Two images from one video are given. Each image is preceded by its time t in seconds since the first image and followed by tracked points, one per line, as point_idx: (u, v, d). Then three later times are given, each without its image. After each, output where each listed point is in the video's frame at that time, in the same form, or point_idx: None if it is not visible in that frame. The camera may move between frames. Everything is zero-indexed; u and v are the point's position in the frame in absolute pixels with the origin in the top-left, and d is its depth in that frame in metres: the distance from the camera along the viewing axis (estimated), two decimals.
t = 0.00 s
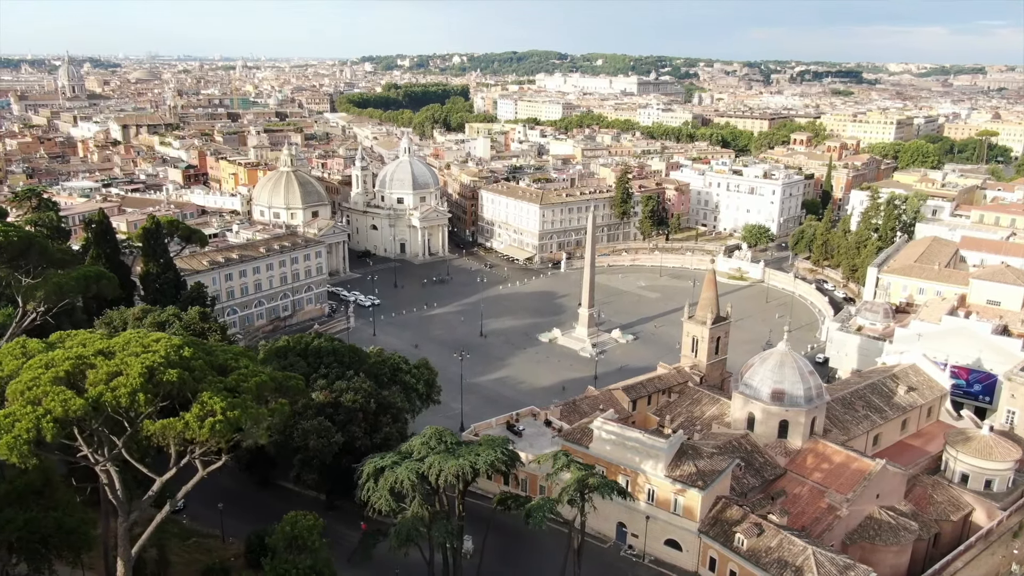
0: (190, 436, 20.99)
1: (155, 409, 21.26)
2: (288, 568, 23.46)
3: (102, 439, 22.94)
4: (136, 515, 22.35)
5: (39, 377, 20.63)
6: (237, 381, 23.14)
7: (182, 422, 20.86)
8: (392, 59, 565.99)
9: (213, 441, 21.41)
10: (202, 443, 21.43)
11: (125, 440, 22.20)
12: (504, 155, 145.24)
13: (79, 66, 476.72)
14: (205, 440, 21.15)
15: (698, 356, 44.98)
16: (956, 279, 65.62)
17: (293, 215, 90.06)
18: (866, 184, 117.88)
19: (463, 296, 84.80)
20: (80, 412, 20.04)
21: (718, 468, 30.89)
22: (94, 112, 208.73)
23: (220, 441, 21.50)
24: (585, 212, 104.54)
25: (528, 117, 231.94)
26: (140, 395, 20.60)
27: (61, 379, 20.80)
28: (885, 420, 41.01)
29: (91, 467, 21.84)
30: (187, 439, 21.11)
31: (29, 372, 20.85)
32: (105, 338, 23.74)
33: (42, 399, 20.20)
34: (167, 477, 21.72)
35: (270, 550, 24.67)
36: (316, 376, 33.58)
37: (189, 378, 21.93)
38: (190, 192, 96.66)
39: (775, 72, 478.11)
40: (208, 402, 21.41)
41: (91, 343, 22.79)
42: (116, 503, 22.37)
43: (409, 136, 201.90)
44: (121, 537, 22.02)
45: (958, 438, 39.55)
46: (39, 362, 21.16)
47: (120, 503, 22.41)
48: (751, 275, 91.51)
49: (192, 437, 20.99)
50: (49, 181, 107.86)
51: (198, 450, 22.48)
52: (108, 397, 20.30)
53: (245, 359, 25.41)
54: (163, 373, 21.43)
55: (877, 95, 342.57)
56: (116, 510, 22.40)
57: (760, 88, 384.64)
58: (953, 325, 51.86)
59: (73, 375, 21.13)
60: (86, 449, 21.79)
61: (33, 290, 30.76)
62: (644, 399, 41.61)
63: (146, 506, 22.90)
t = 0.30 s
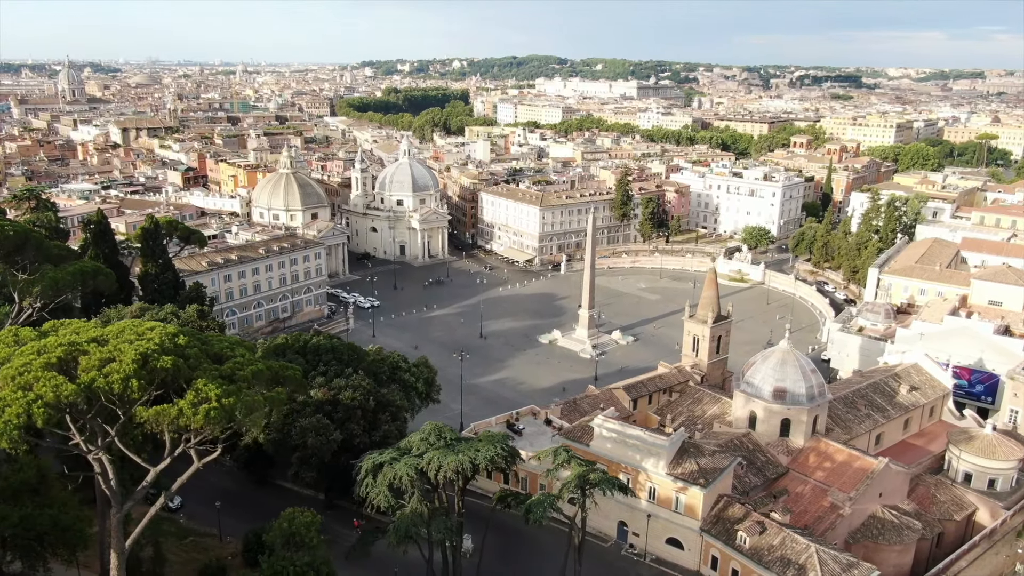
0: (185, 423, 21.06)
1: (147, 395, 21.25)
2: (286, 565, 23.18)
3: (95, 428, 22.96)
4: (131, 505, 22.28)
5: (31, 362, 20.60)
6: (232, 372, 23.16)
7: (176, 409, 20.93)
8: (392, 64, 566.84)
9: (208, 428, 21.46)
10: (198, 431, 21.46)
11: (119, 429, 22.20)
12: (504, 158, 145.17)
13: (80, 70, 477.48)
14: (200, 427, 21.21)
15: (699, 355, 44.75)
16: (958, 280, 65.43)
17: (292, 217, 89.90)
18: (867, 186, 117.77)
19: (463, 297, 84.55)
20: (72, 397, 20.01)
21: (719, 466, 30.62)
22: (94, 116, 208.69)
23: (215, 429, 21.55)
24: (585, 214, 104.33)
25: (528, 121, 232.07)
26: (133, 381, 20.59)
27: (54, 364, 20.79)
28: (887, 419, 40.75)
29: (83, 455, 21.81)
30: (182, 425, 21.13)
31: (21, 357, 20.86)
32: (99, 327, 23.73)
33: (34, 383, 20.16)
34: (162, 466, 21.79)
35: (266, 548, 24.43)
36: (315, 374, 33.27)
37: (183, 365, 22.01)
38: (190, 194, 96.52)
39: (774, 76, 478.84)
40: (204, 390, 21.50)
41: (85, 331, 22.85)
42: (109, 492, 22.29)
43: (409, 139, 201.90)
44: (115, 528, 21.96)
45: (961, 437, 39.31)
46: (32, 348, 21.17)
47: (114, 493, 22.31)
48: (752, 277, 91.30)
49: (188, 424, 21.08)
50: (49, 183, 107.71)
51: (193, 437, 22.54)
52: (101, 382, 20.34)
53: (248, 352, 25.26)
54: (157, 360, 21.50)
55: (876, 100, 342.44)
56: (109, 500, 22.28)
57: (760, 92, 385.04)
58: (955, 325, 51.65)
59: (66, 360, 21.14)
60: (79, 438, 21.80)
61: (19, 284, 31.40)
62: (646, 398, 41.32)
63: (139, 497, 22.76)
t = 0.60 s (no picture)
0: (180, 410, 21.07)
1: (141, 381, 21.25)
2: (283, 562, 22.94)
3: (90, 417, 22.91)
4: (124, 495, 22.17)
5: (23, 347, 20.60)
6: (227, 362, 23.20)
7: (171, 396, 20.92)
8: (392, 69, 568.25)
9: (203, 416, 21.46)
10: (192, 418, 21.45)
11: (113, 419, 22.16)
12: (505, 161, 145.12)
13: (81, 74, 478.85)
14: (195, 415, 21.21)
15: (700, 355, 44.52)
16: (960, 281, 65.22)
17: (292, 218, 89.73)
18: (867, 189, 117.62)
19: (463, 299, 84.35)
20: (64, 382, 20.00)
21: (721, 464, 30.37)
22: (94, 119, 208.75)
23: (210, 416, 21.55)
24: (585, 217, 104.18)
25: (528, 124, 232.20)
26: (127, 367, 20.57)
27: (46, 350, 20.78)
28: (890, 419, 40.48)
29: (75, 443, 21.75)
30: (175, 412, 21.12)
31: (14, 343, 20.84)
32: (93, 315, 23.71)
33: (25, 368, 20.11)
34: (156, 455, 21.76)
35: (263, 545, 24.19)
36: (314, 371, 33.05)
37: (177, 353, 22.01)
38: (189, 196, 96.39)
39: (774, 81, 479.20)
40: (199, 376, 21.54)
41: (78, 318, 22.83)
42: (103, 482, 22.18)
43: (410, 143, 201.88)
44: (108, 518, 21.85)
45: (965, 436, 39.04)
46: (24, 334, 21.15)
47: (107, 483, 22.24)
48: (753, 279, 91.10)
49: (182, 410, 21.08)
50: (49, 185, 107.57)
51: (188, 426, 22.54)
52: (95, 367, 20.36)
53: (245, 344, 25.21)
54: (152, 347, 21.53)
55: (876, 104, 342.56)
56: (103, 490, 22.19)
57: (760, 97, 385.36)
58: (957, 325, 51.43)
59: (59, 346, 21.14)
60: (71, 425, 21.76)
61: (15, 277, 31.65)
62: (647, 398, 41.06)
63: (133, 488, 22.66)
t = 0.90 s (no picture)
0: (173, 396, 21.13)
1: (133, 367, 21.33)
2: (280, 559, 22.71)
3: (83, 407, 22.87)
4: (117, 485, 22.09)
5: (14, 333, 20.66)
6: (221, 351, 23.32)
7: (163, 381, 20.99)
8: (393, 74, 568.79)
9: (196, 402, 21.53)
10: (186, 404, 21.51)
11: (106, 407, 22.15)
12: (505, 163, 144.97)
13: (83, 79, 479.25)
14: (188, 400, 21.27)
15: (701, 355, 44.28)
16: (961, 282, 64.99)
17: (292, 220, 89.48)
18: (868, 192, 117.43)
19: (463, 301, 84.13)
20: (54, 367, 20.05)
21: (723, 462, 30.10)
22: (94, 122, 208.60)
23: (203, 403, 21.61)
24: (585, 219, 104.02)
25: (528, 128, 232.28)
26: (118, 352, 20.64)
27: (37, 336, 20.84)
28: (892, 419, 40.25)
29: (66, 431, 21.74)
30: (168, 398, 21.21)
31: (6, 329, 20.90)
32: (86, 303, 23.76)
33: (15, 353, 20.16)
34: (150, 443, 21.77)
35: (259, 543, 23.89)
36: (312, 368, 32.91)
37: (171, 340, 22.14)
38: (189, 198, 96.24)
39: (774, 86, 479.87)
40: (192, 363, 21.65)
41: (71, 305, 22.91)
42: (96, 472, 22.10)
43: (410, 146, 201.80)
44: (100, 508, 21.71)
45: (968, 436, 38.79)
46: (16, 320, 21.21)
47: (100, 473, 22.16)
48: (753, 281, 90.85)
49: (175, 396, 21.16)
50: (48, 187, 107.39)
51: (182, 414, 22.60)
52: (85, 351, 20.43)
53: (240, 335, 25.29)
54: (145, 333, 21.65)
55: (877, 108, 342.39)
56: (95, 480, 22.12)
57: (760, 101, 385.49)
58: (959, 325, 51.19)
59: (50, 332, 21.23)
60: (63, 412, 21.77)
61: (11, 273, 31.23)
62: (647, 397, 40.78)
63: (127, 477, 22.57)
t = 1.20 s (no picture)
0: (166, 383, 21.11)
1: (126, 354, 21.32)
2: (277, 556, 22.48)
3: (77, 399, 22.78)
4: (110, 477, 21.94)
5: (6, 319, 20.62)
6: (216, 340, 23.36)
7: (156, 368, 20.97)
8: (393, 78, 569.19)
9: (190, 389, 21.56)
10: (179, 392, 21.55)
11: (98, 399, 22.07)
12: (505, 166, 144.81)
13: (84, 85, 480.31)
14: (182, 388, 21.30)
15: (702, 354, 44.01)
16: (963, 284, 64.76)
17: (291, 222, 89.21)
18: (869, 195, 117.24)
19: (463, 303, 83.90)
20: (45, 353, 20.00)
21: (724, 461, 29.86)
22: (94, 126, 208.42)
23: (197, 390, 21.64)
24: (585, 221, 103.87)
25: (529, 132, 232.30)
26: (111, 339, 20.66)
27: (28, 322, 20.81)
28: (894, 419, 39.99)
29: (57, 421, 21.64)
30: (162, 385, 21.18)
31: None
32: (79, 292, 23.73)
33: (6, 338, 20.12)
34: (143, 435, 21.65)
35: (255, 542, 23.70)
36: (310, 367, 32.70)
37: (164, 328, 22.20)
38: (188, 200, 96.11)
39: (774, 90, 480.31)
40: (186, 351, 21.70)
41: (63, 294, 22.89)
42: (88, 464, 21.96)
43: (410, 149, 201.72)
44: (94, 500, 21.51)
45: (970, 436, 38.57)
46: (7, 307, 21.18)
47: (93, 465, 22.01)
48: (754, 283, 90.59)
49: (169, 384, 21.18)
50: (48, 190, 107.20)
51: (175, 403, 22.61)
52: (78, 337, 20.46)
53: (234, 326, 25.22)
54: (138, 320, 21.71)
55: (876, 112, 342.41)
56: (87, 471, 21.95)
57: (760, 106, 385.69)
58: (961, 326, 50.94)
59: (42, 318, 21.22)
60: (54, 401, 21.73)
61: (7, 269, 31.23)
62: (648, 397, 40.50)
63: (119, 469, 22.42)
